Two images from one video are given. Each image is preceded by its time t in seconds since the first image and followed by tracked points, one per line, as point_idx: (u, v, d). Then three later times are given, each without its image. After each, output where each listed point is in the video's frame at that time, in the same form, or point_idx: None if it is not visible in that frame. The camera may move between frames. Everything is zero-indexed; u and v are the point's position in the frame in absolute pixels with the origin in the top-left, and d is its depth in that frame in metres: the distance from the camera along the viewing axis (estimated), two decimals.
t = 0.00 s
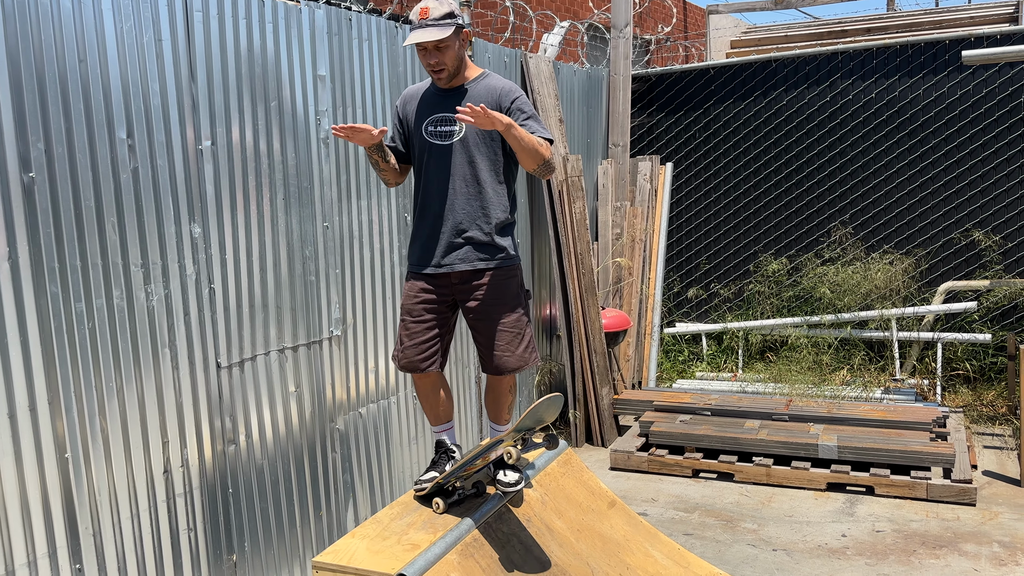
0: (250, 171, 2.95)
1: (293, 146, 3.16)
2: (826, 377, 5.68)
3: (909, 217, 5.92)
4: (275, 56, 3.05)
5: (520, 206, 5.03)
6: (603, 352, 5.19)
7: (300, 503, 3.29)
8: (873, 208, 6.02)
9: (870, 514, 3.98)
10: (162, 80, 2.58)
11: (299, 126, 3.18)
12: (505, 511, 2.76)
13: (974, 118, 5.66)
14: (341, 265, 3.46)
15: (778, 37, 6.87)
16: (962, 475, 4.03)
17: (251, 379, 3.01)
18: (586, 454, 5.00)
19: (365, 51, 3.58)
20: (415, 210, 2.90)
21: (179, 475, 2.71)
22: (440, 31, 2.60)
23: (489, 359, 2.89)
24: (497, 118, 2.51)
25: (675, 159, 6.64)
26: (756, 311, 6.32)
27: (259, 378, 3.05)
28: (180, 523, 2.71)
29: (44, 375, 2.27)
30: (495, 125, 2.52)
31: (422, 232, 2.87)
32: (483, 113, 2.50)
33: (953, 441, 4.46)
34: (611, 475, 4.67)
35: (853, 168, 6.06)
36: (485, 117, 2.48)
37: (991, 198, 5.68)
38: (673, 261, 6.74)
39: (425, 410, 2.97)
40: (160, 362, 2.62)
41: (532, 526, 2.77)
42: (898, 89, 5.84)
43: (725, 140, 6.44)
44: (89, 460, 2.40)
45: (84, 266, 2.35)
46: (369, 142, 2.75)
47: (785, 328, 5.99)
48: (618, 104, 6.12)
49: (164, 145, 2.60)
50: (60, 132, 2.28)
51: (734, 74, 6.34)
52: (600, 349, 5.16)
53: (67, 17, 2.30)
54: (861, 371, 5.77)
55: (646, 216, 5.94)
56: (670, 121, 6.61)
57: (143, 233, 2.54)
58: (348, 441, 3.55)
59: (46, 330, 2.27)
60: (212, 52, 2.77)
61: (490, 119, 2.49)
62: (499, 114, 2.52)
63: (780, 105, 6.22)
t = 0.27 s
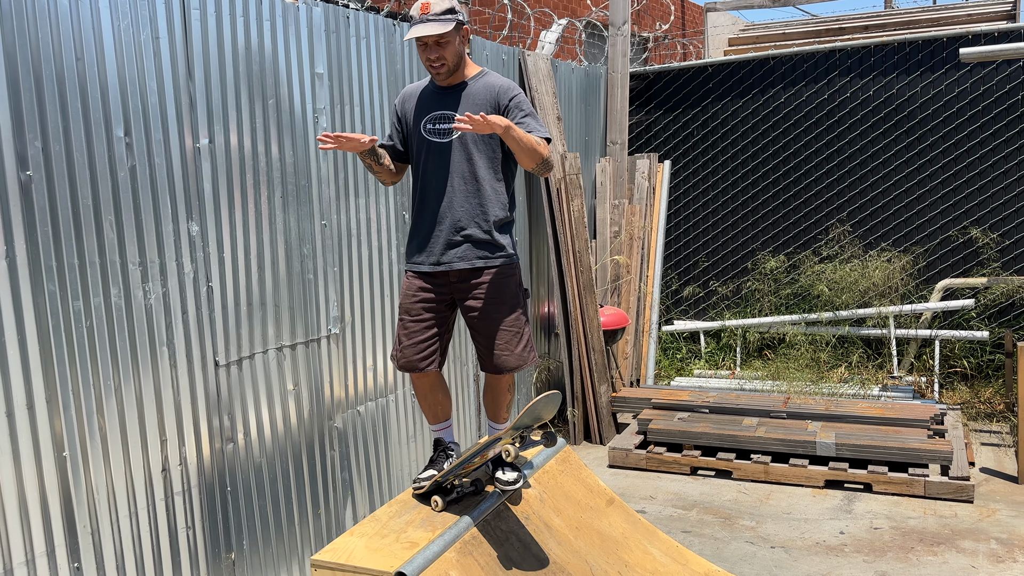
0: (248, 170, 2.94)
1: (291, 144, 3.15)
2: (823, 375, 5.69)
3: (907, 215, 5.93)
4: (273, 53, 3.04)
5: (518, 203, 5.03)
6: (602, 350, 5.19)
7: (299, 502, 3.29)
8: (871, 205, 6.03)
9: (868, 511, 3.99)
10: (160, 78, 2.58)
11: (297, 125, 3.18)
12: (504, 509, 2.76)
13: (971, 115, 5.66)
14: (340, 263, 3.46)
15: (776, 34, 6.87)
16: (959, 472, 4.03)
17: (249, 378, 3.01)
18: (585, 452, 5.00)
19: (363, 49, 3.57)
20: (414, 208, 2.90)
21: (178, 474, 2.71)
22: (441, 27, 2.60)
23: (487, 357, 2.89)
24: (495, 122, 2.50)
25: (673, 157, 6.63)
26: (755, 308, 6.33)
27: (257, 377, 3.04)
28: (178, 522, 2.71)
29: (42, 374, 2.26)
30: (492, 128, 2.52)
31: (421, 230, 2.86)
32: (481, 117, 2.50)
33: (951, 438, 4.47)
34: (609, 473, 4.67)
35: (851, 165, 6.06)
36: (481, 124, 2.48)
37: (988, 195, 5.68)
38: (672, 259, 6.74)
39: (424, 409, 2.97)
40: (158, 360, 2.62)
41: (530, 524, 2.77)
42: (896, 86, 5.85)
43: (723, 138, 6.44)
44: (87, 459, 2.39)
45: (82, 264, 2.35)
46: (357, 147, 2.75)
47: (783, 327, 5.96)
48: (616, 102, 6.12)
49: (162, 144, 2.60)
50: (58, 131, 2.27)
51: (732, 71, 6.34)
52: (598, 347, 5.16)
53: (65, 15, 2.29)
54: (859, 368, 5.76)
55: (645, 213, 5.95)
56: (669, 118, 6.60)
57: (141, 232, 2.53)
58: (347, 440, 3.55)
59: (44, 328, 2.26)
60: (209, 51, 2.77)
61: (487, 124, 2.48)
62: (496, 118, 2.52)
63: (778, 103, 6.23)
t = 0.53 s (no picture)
0: (246, 169, 2.94)
1: (289, 143, 3.15)
2: (821, 373, 5.70)
3: (904, 214, 5.94)
4: (270, 53, 3.04)
5: (516, 202, 5.03)
6: (600, 350, 5.20)
7: (297, 502, 3.28)
8: (868, 205, 6.04)
9: (866, 510, 3.99)
10: (157, 78, 2.58)
11: (294, 125, 3.18)
12: (502, 508, 2.77)
13: (968, 115, 5.67)
14: (338, 263, 3.46)
15: (773, 34, 6.88)
16: (956, 471, 4.04)
17: (247, 378, 3.01)
18: (583, 451, 5.01)
19: (360, 49, 3.57)
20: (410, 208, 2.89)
21: (175, 474, 2.70)
22: (438, 29, 2.60)
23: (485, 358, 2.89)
24: (488, 121, 2.50)
25: (671, 156, 6.64)
26: (753, 308, 6.34)
27: (254, 377, 3.04)
28: (176, 522, 2.71)
29: (39, 374, 2.26)
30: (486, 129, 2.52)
31: (418, 231, 2.86)
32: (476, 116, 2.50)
33: (948, 436, 4.48)
34: (607, 472, 4.67)
35: (848, 164, 6.07)
36: (474, 120, 2.48)
37: (985, 195, 5.70)
38: (669, 258, 6.74)
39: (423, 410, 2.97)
40: (155, 360, 2.62)
41: (529, 523, 2.77)
42: (892, 86, 5.85)
43: (721, 137, 6.44)
44: (84, 459, 2.39)
45: (79, 264, 2.35)
46: (355, 147, 2.76)
47: (780, 326, 5.99)
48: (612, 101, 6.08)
49: (160, 144, 2.59)
50: (55, 130, 2.27)
51: (730, 71, 6.34)
52: (596, 347, 5.17)
53: (62, 15, 2.29)
54: (857, 368, 5.77)
55: (642, 213, 5.95)
56: (666, 118, 6.61)
57: (138, 231, 2.53)
58: (345, 439, 3.55)
59: (41, 328, 2.26)
60: (207, 50, 2.77)
61: (481, 123, 2.48)
62: (490, 117, 2.52)
63: (775, 103, 6.23)
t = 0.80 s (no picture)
0: (243, 169, 2.94)
1: (285, 143, 3.15)
2: (817, 373, 5.72)
3: (900, 214, 5.95)
4: (266, 54, 3.04)
5: (512, 203, 5.02)
6: (597, 350, 5.21)
7: (294, 503, 3.28)
8: (864, 205, 6.05)
9: (863, 510, 4.00)
10: (154, 79, 2.57)
11: (291, 126, 3.17)
12: (499, 509, 2.77)
13: (964, 115, 5.68)
14: (335, 263, 3.46)
15: (770, 35, 6.88)
16: (953, 471, 4.05)
17: (244, 379, 3.00)
18: (580, 452, 5.01)
19: (357, 50, 3.57)
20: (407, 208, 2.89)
21: (172, 475, 2.70)
22: (439, 29, 2.60)
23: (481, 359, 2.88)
24: (485, 122, 2.50)
25: (668, 157, 6.64)
26: (751, 308, 6.36)
27: (251, 378, 3.04)
28: (173, 523, 2.70)
29: (36, 375, 2.26)
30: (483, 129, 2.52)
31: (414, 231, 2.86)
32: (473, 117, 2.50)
33: (945, 436, 4.49)
34: (604, 472, 4.68)
35: (845, 165, 6.08)
36: (471, 120, 2.47)
37: (981, 195, 5.71)
38: (666, 259, 6.75)
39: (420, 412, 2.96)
40: (151, 361, 2.61)
41: (525, 524, 2.77)
42: (889, 86, 5.86)
43: (718, 138, 6.45)
44: (80, 460, 2.39)
45: (76, 265, 2.35)
46: (352, 146, 2.75)
47: (777, 326, 6.01)
48: (609, 101, 6.10)
49: (156, 145, 2.59)
50: (51, 131, 2.27)
51: (727, 71, 6.35)
52: (593, 347, 5.19)
53: (58, 15, 2.29)
54: (853, 367, 5.77)
55: (639, 214, 5.96)
56: (663, 118, 6.61)
57: (134, 232, 2.53)
58: (342, 440, 3.55)
59: (37, 329, 2.26)
60: (203, 51, 2.76)
61: (478, 124, 2.48)
62: (487, 118, 2.52)
63: (772, 103, 6.24)
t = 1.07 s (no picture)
0: (238, 170, 2.93)
1: (281, 145, 3.14)
2: (813, 375, 5.72)
3: (895, 215, 5.96)
4: (261, 56, 3.03)
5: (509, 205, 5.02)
6: (593, 351, 5.20)
7: (290, 506, 3.27)
8: (859, 206, 6.06)
9: (859, 510, 4.00)
10: (149, 81, 2.57)
11: (286, 128, 3.17)
12: (496, 511, 2.76)
13: (959, 116, 5.70)
14: (330, 265, 3.45)
15: (765, 36, 6.90)
16: (949, 471, 4.06)
17: (240, 381, 3.00)
18: (577, 453, 5.01)
19: (353, 51, 3.57)
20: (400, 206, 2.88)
21: (168, 478, 2.69)
22: (450, 33, 2.60)
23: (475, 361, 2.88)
24: (489, 136, 2.51)
25: (664, 158, 6.65)
26: (746, 308, 6.31)
27: (247, 380, 3.03)
28: (169, 526, 2.70)
29: (31, 378, 2.25)
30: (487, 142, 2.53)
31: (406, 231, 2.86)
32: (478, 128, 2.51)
33: (941, 437, 4.49)
34: (601, 474, 4.67)
35: (840, 166, 6.09)
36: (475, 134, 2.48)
37: (976, 195, 5.73)
38: (662, 260, 6.76)
39: (415, 413, 2.95)
40: (147, 364, 2.61)
41: (522, 526, 2.77)
42: (884, 87, 5.88)
43: (713, 139, 6.45)
44: (76, 463, 2.38)
45: (71, 267, 2.34)
46: (353, 137, 2.75)
47: (773, 327, 5.99)
48: (605, 103, 6.13)
49: (151, 146, 2.59)
50: (46, 133, 2.26)
51: (722, 73, 6.36)
52: (590, 347, 5.17)
53: (53, 17, 2.28)
54: (849, 368, 5.80)
55: (635, 214, 5.93)
56: (658, 120, 6.62)
57: (130, 235, 2.52)
58: (338, 442, 3.55)
59: (32, 331, 2.25)
60: (198, 53, 2.76)
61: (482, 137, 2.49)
62: (491, 132, 2.53)
63: (767, 104, 6.25)
